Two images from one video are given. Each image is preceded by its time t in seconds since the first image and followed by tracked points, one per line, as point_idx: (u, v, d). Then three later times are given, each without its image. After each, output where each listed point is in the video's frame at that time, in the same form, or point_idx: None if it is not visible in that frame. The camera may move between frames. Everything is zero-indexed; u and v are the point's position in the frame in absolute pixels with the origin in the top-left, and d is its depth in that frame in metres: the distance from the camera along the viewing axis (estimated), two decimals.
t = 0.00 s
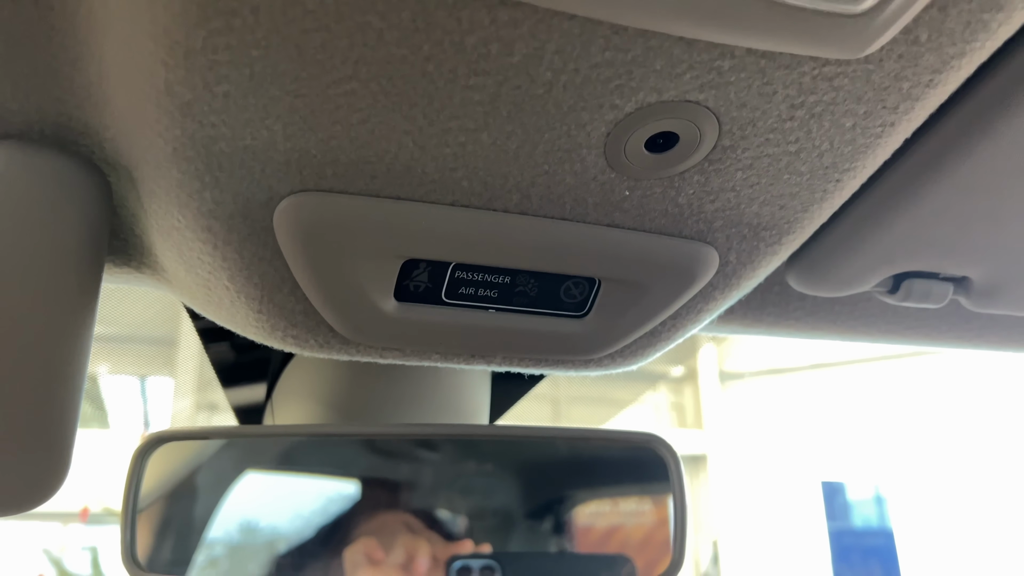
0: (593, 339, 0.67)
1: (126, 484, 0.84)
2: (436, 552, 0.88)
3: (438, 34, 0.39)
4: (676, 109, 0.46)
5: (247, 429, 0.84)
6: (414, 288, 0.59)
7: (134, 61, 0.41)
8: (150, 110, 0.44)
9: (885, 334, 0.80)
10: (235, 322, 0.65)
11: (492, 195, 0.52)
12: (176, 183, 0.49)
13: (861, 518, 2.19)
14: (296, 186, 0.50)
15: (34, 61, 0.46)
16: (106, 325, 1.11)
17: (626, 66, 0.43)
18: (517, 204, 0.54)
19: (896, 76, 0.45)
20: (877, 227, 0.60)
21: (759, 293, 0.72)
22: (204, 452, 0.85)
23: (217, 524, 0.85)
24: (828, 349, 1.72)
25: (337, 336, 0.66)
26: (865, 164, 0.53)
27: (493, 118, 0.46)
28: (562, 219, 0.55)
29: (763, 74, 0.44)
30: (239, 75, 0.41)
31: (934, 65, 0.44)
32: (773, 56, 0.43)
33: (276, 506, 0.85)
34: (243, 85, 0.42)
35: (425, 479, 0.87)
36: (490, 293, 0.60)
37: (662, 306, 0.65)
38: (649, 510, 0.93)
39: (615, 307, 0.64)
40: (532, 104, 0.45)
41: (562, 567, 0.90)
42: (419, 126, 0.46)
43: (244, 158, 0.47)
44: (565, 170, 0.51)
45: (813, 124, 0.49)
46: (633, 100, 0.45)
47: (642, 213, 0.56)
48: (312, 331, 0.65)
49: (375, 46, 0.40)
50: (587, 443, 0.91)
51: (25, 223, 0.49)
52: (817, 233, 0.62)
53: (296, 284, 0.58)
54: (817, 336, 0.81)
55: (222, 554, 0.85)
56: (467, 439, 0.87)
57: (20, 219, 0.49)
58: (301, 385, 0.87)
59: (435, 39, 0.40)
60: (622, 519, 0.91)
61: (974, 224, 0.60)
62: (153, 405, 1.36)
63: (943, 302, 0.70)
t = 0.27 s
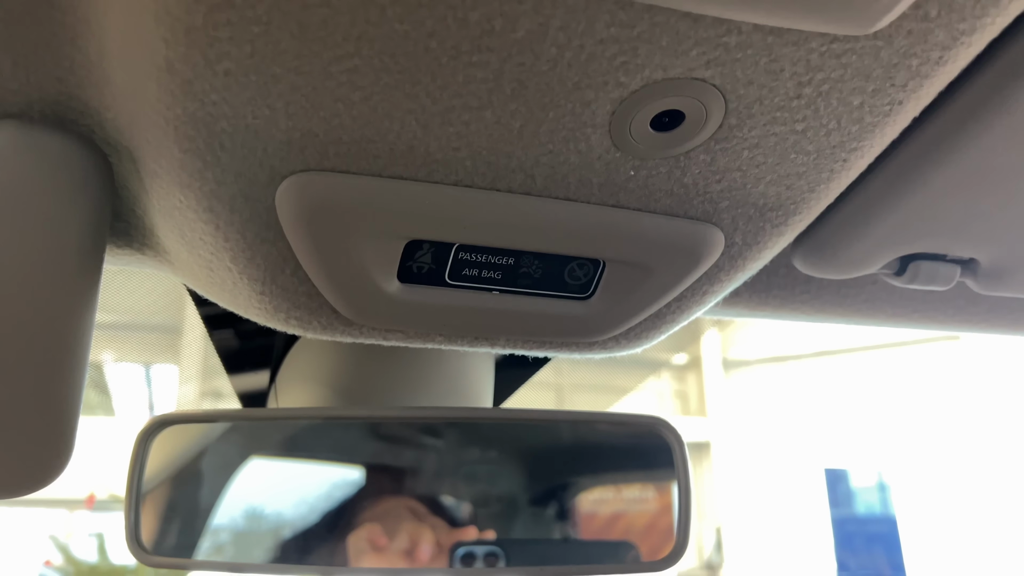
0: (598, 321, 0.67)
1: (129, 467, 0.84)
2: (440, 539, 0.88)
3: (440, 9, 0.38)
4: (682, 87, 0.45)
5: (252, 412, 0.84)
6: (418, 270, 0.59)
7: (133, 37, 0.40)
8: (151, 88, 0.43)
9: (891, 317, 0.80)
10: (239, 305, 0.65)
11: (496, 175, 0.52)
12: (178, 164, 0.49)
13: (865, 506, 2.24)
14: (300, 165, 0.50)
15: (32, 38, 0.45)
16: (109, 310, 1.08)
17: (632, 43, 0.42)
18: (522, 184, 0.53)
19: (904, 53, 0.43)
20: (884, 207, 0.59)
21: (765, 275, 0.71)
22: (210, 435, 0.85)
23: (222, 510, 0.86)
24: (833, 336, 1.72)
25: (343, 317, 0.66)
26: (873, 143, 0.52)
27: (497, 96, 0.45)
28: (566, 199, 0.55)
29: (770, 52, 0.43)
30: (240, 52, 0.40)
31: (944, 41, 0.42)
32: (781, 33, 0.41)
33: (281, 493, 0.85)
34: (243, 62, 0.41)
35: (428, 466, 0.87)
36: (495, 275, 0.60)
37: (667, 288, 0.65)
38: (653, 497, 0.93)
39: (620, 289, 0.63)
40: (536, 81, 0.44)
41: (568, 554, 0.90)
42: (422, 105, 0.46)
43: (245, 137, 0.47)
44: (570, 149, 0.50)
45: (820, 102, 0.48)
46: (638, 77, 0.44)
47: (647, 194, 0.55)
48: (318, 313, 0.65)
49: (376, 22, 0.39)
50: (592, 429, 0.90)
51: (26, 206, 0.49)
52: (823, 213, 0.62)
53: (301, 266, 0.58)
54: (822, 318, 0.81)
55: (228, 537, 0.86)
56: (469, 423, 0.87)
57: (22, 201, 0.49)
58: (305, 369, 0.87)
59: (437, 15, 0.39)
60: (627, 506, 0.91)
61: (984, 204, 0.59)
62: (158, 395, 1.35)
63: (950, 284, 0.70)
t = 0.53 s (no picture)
0: (602, 304, 0.67)
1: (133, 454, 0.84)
2: (442, 525, 0.88)
3: None
4: (686, 68, 0.45)
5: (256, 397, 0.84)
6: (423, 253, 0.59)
7: (133, 17, 0.40)
8: (153, 69, 0.43)
9: (895, 302, 0.80)
10: (244, 289, 0.65)
11: (499, 157, 0.52)
12: (181, 146, 0.49)
13: (866, 492, 2.19)
14: (302, 148, 0.50)
15: (34, 18, 0.45)
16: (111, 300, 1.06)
17: (635, 23, 0.41)
18: (525, 166, 0.53)
19: (910, 34, 0.43)
20: (889, 189, 0.59)
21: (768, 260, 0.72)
22: (214, 419, 0.85)
23: (226, 496, 0.87)
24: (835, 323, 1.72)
25: (347, 300, 0.66)
26: (877, 125, 0.51)
27: (499, 77, 0.45)
28: (569, 182, 0.55)
29: (775, 32, 0.43)
30: (241, 33, 0.40)
31: (950, 22, 0.42)
32: (786, 13, 0.41)
33: (285, 479, 0.86)
34: (245, 43, 0.41)
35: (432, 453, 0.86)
36: (500, 258, 0.60)
37: (670, 272, 0.65)
38: (655, 485, 0.94)
39: (623, 272, 0.64)
40: (539, 63, 0.44)
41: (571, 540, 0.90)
42: (424, 86, 0.45)
43: (247, 119, 0.47)
44: (573, 131, 0.50)
45: (824, 83, 0.47)
46: (641, 58, 0.44)
47: (651, 176, 0.55)
48: (323, 296, 0.66)
49: (377, 3, 0.38)
50: (594, 417, 0.90)
51: (30, 188, 0.49)
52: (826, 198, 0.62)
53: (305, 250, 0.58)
54: (826, 303, 0.81)
55: (231, 522, 0.87)
56: (472, 412, 0.86)
57: (26, 185, 0.49)
58: (308, 355, 0.87)
59: None
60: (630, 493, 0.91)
61: (990, 187, 0.59)
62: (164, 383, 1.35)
63: (954, 268, 0.70)
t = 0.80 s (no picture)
0: (607, 289, 0.68)
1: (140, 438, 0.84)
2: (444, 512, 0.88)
3: None
4: (694, 52, 0.44)
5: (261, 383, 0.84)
6: (428, 237, 0.59)
7: None
8: (158, 52, 0.43)
9: (900, 288, 0.80)
10: (250, 274, 0.65)
11: (505, 142, 0.52)
12: (186, 130, 0.49)
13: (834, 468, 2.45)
14: (307, 132, 0.49)
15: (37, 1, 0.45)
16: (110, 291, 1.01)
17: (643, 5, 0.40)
18: (530, 151, 0.53)
19: (920, 15, 0.42)
20: (896, 176, 0.59)
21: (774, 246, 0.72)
22: (221, 403, 0.84)
23: (231, 485, 0.88)
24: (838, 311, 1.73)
25: (353, 286, 0.66)
26: (885, 109, 0.51)
27: (506, 61, 0.44)
28: (576, 167, 0.54)
29: (784, 15, 0.42)
30: (245, 15, 0.40)
31: (960, 4, 0.41)
32: None
33: (289, 467, 0.88)
34: (250, 26, 0.40)
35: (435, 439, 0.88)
36: (505, 243, 0.60)
37: (675, 258, 0.65)
38: (658, 473, 0.93)
39: (628, 257, 0.64)
40: (546, 46, 0.43)
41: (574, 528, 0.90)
42: (430, 70, 0.45)
43: (252, 103, 0.46)
44: (580, 116, 0.50)
45: (832, 67, 0.47)
46: (648, 41, 0.43)
47: (658, 161, 0.55)
48: (328, 281, 0.66)
49: None
50: (597, 405, 0.91)
51: (36, 174, 0.49)
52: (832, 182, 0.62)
53: (310, 235, 0.58)
54: (831, 289, 0.81)
55: (237, 512, 0.88)
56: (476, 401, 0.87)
57: (33, 169, 0.49)
58: (313, 342, 0.87)
59: None
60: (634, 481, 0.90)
61: (997, 171, 0.59)
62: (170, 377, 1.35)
63: (960, 254, 0.70)
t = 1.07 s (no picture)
0: (611, 275, 0.68)
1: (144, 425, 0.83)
2: (446, 499, 0.87)
3: None
4: (701, 36, 0.43)
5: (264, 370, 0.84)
6: (432, 223, 0.59)
7: None
8: (161, 35, 0.43)
9: (905, 274, 0.80)
10: (254, 260, 0.65)
11: (510, 126, 0.51)
12: (189, 114, 0.48)
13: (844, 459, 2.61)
14: (310, 117, 0.49)
15: None
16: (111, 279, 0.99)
17: None
18: (535, 136, 0.52)
19: None
20: (903, 160, 0.58)
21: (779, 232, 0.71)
22: (227, 390, 0.84)
23: (234, 473, 0.89)
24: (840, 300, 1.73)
25: (357, 272, 0.66)
26: (892, 93, 0.50)
27: (511, 45, 0.44)
28: (581, 152, 0.54)
29: None
30: None
31: None
32: None
33: (292, 457, 0.89)
34: (254, 8, 0.40)
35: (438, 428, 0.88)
36: (509, 229, 0.60)
37: (680, 243, 0.65)
38: (660, 462, 0.93)
39: (633, 243, 0.64)
40: (551, 30, 0.42)
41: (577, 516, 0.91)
42: (434, 54, 0.44)
43: (256, 87, 0.46)
44: (585, 100, 0.49)
45: (839, 51, 0.46)
46: (654, 24, 0.42)
47: (663, 146, 0.55)
48: (333, 268, 0.66)
49: None
50: (600, 395, 0.91)
51: (41, 159, 0.49)
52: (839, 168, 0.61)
53: (314, 220, 0.58)
54: (836, 276, 0.81)
55: (240, 501, 0.90)
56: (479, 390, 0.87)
57: (37, 153, 0.49)
58: (316, 329, 0.87)
59: None
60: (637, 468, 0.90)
61: (1004, 155, 0.59)
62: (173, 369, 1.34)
63: (966, 240, 0.70)
